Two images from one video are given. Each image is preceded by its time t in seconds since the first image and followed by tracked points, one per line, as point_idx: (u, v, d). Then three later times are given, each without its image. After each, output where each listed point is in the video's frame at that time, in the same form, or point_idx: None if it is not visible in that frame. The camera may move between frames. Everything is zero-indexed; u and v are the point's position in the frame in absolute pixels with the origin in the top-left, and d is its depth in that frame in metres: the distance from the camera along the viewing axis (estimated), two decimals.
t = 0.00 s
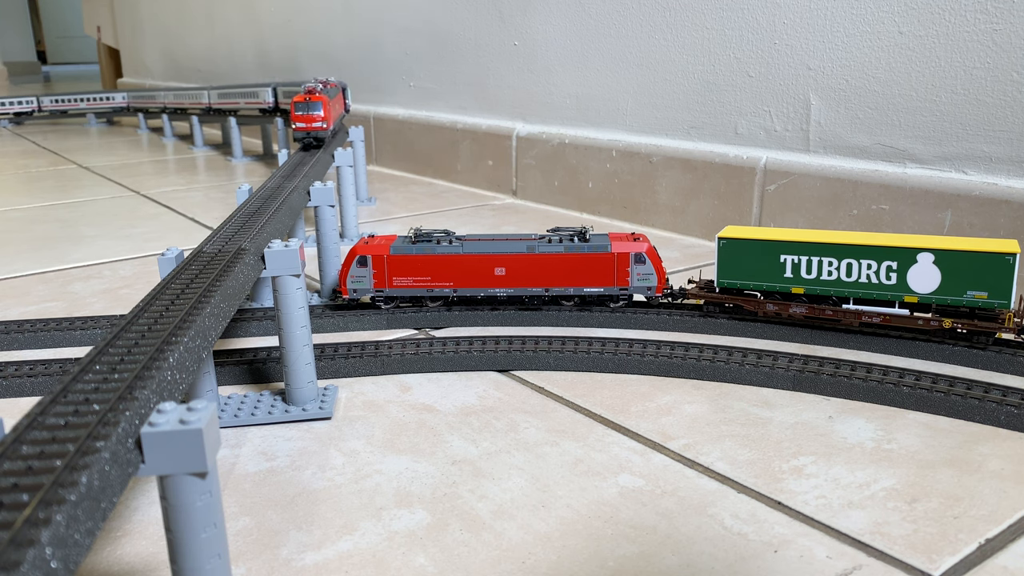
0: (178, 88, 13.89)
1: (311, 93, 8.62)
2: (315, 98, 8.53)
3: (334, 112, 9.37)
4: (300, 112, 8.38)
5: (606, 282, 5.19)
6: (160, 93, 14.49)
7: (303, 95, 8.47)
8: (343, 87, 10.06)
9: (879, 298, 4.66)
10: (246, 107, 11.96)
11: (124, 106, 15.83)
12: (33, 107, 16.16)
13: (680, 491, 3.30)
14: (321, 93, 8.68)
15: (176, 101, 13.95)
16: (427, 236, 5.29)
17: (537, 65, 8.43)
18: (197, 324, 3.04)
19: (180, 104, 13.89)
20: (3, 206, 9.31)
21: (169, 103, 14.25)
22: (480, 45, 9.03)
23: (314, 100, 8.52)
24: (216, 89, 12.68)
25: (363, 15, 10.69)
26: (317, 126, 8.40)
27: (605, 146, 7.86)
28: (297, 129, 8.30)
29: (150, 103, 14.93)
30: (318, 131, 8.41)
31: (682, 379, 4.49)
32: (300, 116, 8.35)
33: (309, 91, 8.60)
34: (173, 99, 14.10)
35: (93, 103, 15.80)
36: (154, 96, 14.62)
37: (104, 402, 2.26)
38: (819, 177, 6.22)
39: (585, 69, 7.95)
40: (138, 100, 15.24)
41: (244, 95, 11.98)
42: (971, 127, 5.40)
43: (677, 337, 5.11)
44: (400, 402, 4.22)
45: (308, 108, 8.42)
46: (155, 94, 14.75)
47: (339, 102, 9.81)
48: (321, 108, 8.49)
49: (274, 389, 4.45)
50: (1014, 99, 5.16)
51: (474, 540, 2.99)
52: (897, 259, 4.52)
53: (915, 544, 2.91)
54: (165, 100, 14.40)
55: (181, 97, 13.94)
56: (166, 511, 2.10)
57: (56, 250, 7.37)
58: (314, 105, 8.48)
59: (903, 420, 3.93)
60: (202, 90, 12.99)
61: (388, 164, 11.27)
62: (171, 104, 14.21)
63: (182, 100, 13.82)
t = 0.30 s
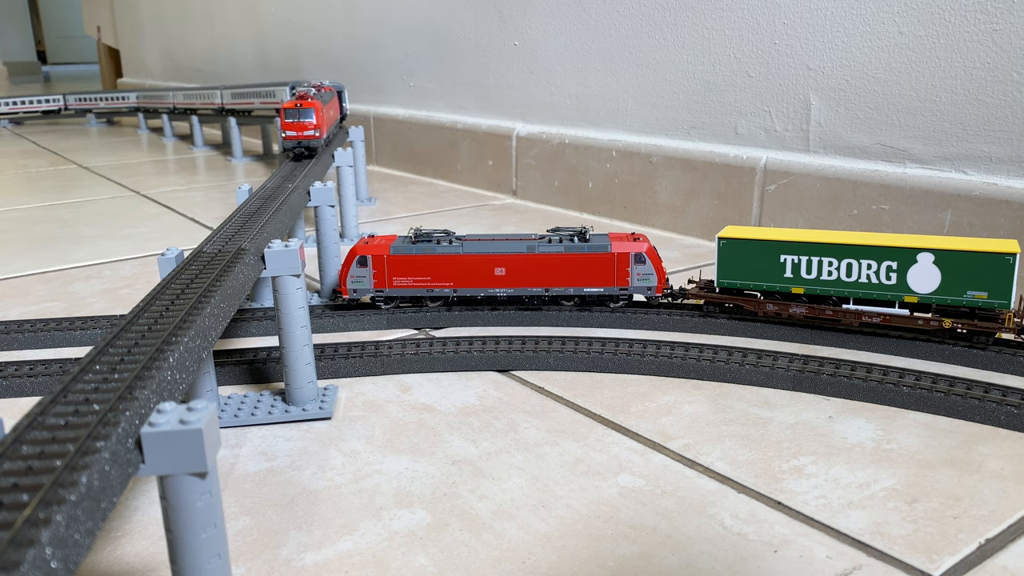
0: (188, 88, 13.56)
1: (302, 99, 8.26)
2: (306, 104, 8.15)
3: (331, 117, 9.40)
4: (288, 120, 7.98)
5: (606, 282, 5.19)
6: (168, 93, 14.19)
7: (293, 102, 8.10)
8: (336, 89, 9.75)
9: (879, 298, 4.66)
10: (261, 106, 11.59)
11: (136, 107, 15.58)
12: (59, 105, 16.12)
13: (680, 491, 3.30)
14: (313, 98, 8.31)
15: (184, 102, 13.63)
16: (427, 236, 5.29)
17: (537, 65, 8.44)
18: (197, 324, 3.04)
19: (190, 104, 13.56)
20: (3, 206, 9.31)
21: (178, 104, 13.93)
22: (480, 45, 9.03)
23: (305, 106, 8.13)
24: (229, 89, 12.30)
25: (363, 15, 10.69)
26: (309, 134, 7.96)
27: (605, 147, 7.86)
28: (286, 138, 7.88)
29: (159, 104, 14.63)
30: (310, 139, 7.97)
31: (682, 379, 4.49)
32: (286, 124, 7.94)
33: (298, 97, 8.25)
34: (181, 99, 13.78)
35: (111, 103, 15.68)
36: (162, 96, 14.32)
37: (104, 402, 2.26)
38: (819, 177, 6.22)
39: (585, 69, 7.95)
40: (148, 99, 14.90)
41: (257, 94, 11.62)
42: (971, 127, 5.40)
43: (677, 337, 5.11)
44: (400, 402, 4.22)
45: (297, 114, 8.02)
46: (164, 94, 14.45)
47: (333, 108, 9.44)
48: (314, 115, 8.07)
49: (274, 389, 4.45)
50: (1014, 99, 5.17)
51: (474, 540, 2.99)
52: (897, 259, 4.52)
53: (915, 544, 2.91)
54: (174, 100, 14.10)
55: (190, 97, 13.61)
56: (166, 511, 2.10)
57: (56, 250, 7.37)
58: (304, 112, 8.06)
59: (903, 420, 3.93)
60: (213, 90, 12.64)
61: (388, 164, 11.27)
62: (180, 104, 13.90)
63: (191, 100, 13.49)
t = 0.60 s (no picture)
0: (200, 87, 13.22)
1: (292, 103, 7.67)
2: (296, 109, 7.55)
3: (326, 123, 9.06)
4: (276, 127, 7.38)
5: (606, 282, 5.18)
6: (178, 93, 13.88)
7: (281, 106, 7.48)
8: (329, 94, 9.17)
9: (879, 297, 4.66)
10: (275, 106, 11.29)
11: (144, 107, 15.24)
12: (84, 104, 16.18)
13: (680, 491, 3.30)
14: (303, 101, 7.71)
15: (196, 101, 13.30)
16: (427, 236, 5.29)
17: (537, 65, 8.44)
18: (197, 324, 3.04)
19: (203, 104, 13.23)
20: (3, 206, 9.31)
21: (189, 104, 13.60)
22: (480, 45, 9.03)
23: (294, 111, 7.53)
24: (245, 89, 11.99)
25: (363, 15, 10.69)
26: (300, 142, 7.33)
27: (605, 146, 7.86)
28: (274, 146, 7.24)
29: (169, 104, 14.30)
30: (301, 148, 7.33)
31: (682, 379, 4.49)
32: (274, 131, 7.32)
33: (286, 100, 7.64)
34: (192, 99, 13.45)
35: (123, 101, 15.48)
36: (173, 96, 14.00)
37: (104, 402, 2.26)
38: (819, 177, 6.22)
39: (584, 69, 7.95)
40: (155, 100, 14.65)
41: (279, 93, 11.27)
42: (971, 127, 5.40)
43: (677, 337, 5.11)
44: (400, 402, 4.22)
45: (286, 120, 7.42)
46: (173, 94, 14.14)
47: (325, 115, 8.84)
48: (305, 121, 7.47)
49: (274, 389, 4.45)
50: (1014, 99, 5.16)
51: (474, 540, 2.99)
52: (897, 259, 4.52)
53: (915, 544, 2.91)
54: (184, 100, 13.76)
55: (202, 97, 13.28)
56: (166, 511, 2.10)
57: (56, 250, 7.37)
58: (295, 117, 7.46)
59: (903, 420, 3.93)
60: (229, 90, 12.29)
61: (388, 164, 11.27)
62: (191, 104, 13.57)
63: (203, 100, 13.14)
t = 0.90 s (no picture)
0: (212, 87, 12.92)
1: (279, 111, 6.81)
2: (284, 117, 6.72)
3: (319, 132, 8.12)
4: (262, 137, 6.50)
5: (606, 282, 5.19)
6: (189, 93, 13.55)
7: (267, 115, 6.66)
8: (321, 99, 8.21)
9: (879, 298, 4.66)
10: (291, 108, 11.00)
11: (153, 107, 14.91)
12: (106, 104, 16.16)
13: (680, 491, 3.30)
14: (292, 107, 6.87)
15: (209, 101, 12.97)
16: (427, 236, 5.29)
17: (537, 65, 8.44)
18: (197, 324, 3.03)
19: (215, 104, 12.91)
20: (3, 206, 9.31)
21: (202, 104, 13.23)
22: (480, 45, 9.03)
23: (282, 119, 6.69)
24: (262, 89, 11.70)
25: (363, 15, 10.69)
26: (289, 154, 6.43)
27: (605, 146, 7.86)
28: (260, 158, 6.37)
29: (179, 104, 13.92)
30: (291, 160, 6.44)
31: (682, 379, 4.49)
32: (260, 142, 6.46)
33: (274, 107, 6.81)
34: (206, 99, 13.09)
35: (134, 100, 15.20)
36: (184, 96, 13.66)
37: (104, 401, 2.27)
38: (819, 177, 6.22)
39: (584, 69, 7.95)
40: (164, 101, 14.32)
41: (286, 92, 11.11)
42: (971, 127, 5.40)
43: (677, 337, 5.11)
44: (400, 402, 4.22)
45: (273, 130, 6.56)
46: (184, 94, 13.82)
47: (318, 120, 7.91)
48: (295, 130, 6.60)
49: (274, 389, 4.46)
50: (1014, 99, 5.17)
51: (474, 540, 2.99)
52: (898, 259, 4.52)
53: (915, 544, 2.91)
54: (196, 100, 13.39)
55: (215, 97, 12.93)
56: (166, 511, 2.10)
57: (56, 250, 7.37)
58: (284, 126, 6.61)
59: (903, 420, 3.93)
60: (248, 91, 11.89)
61: (388, 164, 11.28)
62: (204, 104, 13.22)
63: (217, 100, 12.79)
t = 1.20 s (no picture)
0: (224, 86, 12.45)
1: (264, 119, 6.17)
2: (268, 126, 6.08)
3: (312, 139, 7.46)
4: (243, 149, 5.90)
5: (606, 282, 5.18)
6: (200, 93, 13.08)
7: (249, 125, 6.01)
8: (313, 104, 7.53)
9: (879, 298, 4.66)
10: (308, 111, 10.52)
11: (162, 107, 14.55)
12: (122, 102, 15.76)
13: (680, 491, 3.30)
14: (277, 116, 6.21)
15: (222, 101, 12.52)
16: (427, 236, 5.28)
17: (537, 64, 8.43)
18: (197, 324, 3.03)
19: (228, 104, 12.48)
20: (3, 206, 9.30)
21: (213, 104, 12.82)
22: (480, 45, 9.04)
23: (267, 129, 6.06)
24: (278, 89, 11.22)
25: (363, 15, 10.70)
26: (273, 168, 5.84)
27: (605, 146, 7.86)
28: (241, 173, 5.78)
29: (189, 104, 13.53)
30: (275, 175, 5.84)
31: (682, 379, 4.49)
32: (241, 154, 5.84)
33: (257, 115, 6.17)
34: (218, 99, 12.70)
35: (143, 99, 14.89)
36: (195, 95, 13.20)
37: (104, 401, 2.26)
38: (819, 177, 6.22)
39: (585, 70, 7.95)
40: (174, 100, 13.88)
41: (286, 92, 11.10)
42: (971, 127, 5.40)
43: (677, 337, 5.12)
44: (400, 402, 4.22)
45: (256, 140, 5.94)
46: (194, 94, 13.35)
47: (310, 128, 7.19)
48: (279, 141, 5.96)
49: (274, 389, 4.46)
50: (1015, 99, 5.17)
51: (474, 540, 2.99)
52: (898, 259, 4.52)
53: (915, 544, 2.91)
54: (207, 100, 12.96)
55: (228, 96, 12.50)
56: (166, 511, 2.10)
57: (56, 250, 7.37)
58: (268, 136, 5.97)
59: (903, 420, 3.93)
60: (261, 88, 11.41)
61: (388, 164, 11.28)
62: (216, 104, 12.78)
63: (229, 99, 12.34)
